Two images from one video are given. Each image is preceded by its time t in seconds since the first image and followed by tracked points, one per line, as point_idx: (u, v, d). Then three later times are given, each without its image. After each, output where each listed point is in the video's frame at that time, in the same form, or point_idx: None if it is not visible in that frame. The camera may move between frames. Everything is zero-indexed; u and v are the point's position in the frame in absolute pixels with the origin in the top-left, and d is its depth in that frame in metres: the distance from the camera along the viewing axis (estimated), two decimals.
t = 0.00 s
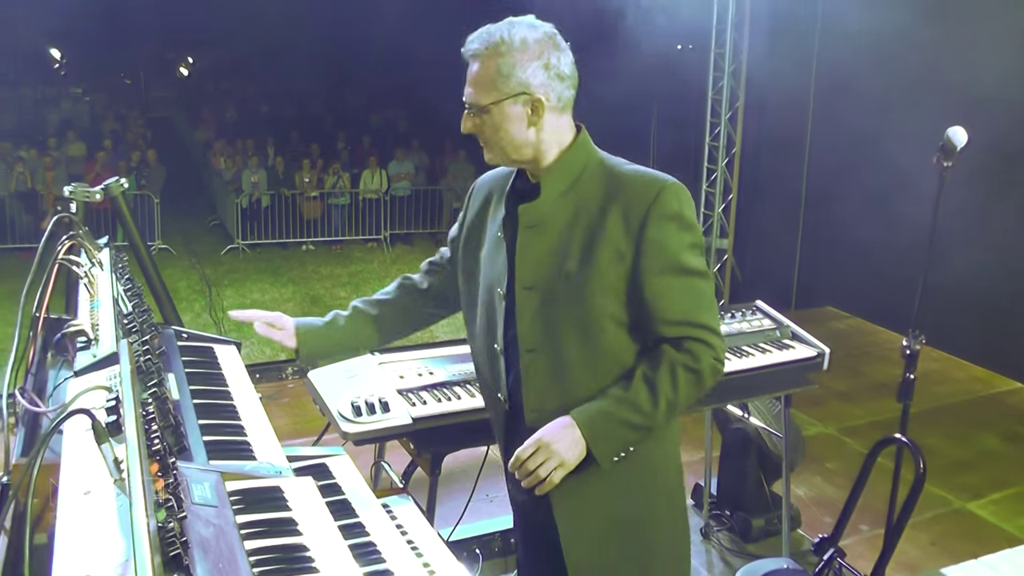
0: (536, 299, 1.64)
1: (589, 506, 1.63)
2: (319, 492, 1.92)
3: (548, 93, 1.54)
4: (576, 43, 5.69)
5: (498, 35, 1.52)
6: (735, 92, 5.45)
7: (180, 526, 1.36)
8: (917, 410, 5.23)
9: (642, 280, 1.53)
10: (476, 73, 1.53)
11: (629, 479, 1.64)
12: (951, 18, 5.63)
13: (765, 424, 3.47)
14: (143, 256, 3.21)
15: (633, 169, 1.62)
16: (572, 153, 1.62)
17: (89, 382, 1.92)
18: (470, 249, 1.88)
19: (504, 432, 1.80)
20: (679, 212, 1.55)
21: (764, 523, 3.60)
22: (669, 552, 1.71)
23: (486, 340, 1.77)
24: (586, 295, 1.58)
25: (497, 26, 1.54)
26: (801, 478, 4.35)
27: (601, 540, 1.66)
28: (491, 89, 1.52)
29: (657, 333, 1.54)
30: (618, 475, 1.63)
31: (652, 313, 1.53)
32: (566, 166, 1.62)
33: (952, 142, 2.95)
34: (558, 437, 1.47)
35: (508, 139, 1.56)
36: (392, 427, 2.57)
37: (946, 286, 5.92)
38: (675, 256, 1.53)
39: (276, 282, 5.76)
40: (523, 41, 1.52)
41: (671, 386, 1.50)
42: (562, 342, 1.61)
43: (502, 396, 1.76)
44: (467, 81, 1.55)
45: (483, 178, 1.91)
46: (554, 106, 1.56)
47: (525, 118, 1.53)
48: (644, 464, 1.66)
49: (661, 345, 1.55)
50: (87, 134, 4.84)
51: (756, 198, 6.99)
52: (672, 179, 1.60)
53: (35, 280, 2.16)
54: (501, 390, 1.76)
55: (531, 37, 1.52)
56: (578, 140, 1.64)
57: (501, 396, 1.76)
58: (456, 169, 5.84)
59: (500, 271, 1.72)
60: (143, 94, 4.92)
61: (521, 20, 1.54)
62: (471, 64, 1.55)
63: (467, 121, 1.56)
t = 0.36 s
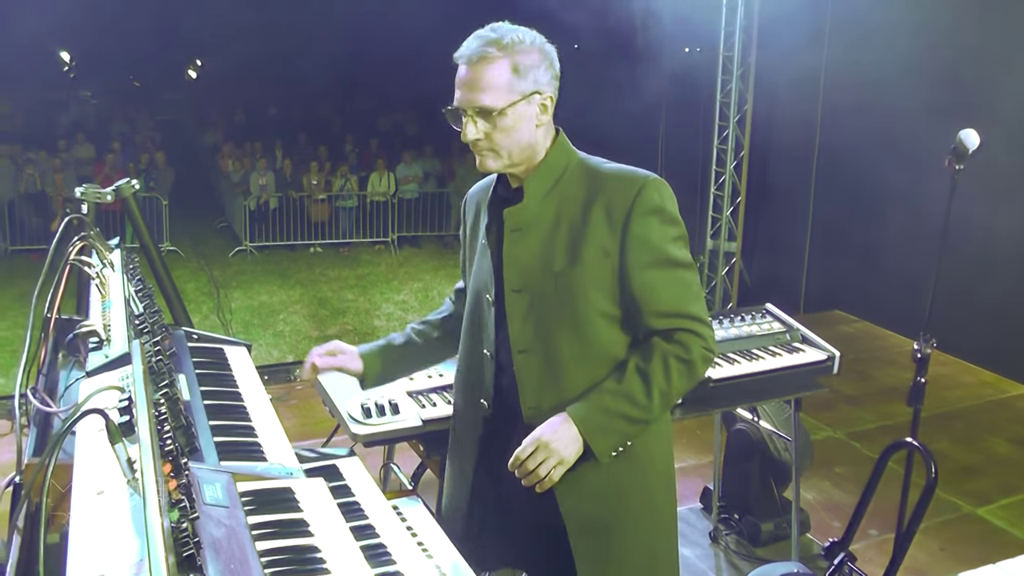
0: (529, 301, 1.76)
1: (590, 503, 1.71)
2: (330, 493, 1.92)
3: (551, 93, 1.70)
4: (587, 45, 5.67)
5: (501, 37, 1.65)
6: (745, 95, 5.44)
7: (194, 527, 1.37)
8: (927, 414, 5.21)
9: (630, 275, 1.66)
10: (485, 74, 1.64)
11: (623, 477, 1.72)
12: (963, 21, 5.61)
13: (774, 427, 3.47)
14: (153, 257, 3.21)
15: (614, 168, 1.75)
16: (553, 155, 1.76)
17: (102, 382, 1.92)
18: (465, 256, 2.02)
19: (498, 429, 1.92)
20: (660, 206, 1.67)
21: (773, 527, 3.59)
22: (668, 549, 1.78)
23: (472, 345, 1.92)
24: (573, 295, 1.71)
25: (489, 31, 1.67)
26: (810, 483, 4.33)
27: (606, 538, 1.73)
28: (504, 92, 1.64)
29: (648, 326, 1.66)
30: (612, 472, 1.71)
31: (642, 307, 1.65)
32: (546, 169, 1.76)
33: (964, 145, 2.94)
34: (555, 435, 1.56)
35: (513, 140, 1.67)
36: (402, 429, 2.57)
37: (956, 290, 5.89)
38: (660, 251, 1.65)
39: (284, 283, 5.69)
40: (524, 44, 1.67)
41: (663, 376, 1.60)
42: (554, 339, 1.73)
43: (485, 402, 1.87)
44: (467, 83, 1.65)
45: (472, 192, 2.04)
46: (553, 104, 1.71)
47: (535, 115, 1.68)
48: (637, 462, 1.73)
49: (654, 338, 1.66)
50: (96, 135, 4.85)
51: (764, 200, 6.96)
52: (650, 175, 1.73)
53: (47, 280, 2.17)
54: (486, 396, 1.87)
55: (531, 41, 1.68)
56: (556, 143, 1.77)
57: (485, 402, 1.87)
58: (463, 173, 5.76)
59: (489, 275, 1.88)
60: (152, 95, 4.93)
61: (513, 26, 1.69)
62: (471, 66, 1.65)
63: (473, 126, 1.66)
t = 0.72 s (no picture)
0: (538, 314, 1.47)
1: (603, 514, 1.47)
2: (337, 495, 1.92)
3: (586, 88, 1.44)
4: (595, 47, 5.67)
5: (546, 32, 1.37)
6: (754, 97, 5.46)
7: (201, 528, 1.37)
8: (937, 416, 5.20)
9: (641, 282, 1.36)
10: (530, 78, 1.36)
11: (635, 490, 1.47)
12: (971, 24, 5.61)
13: (781, 429, 3.47)
14: (163, 260, 3.23)
15: (632, 173, 1.44)
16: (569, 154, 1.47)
17: (110, 383, 1.92)
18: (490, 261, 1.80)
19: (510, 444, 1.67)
20: (679, 214, 1.37)
21: (783, 529, 3.59)
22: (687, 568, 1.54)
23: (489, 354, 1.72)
24: (580, 304, 1.41)
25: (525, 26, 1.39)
26: (819, 485, 4.34)
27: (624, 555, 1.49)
28: (554, 88, 1.37)
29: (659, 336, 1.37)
30: (623, 484, 1.46)
31: (652, 316, 1.36)
32: (560, 170, 1.47)
33: (973, 146, 2.93)
34: (560, 440, 1.32)
35: (551, 140, 1.41)
36: (409, 431, 2.57)
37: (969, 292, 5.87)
38: (676, 259, 1.35)
39: (293, 285, 5.66)
40: (565, 37, 1.40)
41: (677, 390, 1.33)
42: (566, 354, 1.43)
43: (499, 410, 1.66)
44: (505, 86, 1.36)
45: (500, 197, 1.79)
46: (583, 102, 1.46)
47: (577, 114, 1.42)
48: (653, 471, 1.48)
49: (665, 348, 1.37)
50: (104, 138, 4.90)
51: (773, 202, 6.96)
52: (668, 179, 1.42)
53: (56, 282, 2.17)
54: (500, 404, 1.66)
55: (569, 32, 1.42)
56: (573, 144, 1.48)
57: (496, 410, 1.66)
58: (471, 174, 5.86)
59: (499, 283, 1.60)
60: (162, 97, 4.93)
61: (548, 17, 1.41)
62: (510, 67, 1.36)
63: (516, 134, 1.38)
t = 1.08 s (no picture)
0: (585, 337, 1.36)
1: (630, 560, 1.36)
2: (344, 495, 1.93)
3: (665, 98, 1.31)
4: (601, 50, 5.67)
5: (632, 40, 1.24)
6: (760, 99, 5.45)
7: (208, 527, 1.39)
8: (943, 419, 5.20)
9: (698, 326, 1.24)
10: (612, 90, 1.23)
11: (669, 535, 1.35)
12: (978, 26, 5.59)
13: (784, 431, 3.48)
14: (169, 261, 3.24)
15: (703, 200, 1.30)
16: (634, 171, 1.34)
17: (118, 383, 1.94)
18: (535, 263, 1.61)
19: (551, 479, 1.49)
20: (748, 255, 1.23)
21: (788, 531, 3.59)
22: None
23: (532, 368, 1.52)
24: (632, 334, 1.30)
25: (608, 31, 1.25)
26: (825, 487, 4.33)
27: None
28: (639, 101, 1.24)
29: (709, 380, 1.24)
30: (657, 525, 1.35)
31: (704, 360, 1.24)
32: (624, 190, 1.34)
33: (977, 148, 2.93)
34: (588, 479, 1.23)
35: (628, 158, 1.28)
36: (415, 432, 2.58)
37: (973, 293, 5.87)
38: (738, 306, 1.22)
39: (299, 287, 5.56)
40: (648, 44, 1.26)
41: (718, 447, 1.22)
42: (613, 385, 1.33)
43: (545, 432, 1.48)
44: (583, 96, 1.23)
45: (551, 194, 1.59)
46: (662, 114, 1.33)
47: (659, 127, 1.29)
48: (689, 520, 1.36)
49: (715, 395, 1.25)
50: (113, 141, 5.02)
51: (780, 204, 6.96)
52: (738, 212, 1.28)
53: (64, 283, 2.19)
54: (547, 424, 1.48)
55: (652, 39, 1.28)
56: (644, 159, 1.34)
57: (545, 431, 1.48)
58: (478, 177, 5.99)
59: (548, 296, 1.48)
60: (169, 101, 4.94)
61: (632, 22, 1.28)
62: (590, 76, 1.23)
63: (594, 150, 1.26)
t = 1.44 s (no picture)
0: (650, 382, 1.19)
1: None
2: (347, 494, 1.94)
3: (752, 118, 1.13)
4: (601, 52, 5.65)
5: (721, 52, 1.06)
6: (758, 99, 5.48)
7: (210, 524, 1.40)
8: (946, 418, 5.20)
9: (779, 374, 1.02)
10: (693, 109, 1.06)
11: None
12: (976, 26, 5.57)
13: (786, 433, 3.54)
14: (172, 264, 3.25)
15: (792, 232, 1.08)
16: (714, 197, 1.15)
17: (120, 382, 1.94)
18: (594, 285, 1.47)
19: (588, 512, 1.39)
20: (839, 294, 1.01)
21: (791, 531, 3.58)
22: None
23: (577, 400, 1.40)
24: (706, 380, 1.12)
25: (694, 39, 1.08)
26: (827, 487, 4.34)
27: None
28: (722, 124, 1.07)
29: (790, 437, 1.02)
30: None
31: (785, 416, 1.02)
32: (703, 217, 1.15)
33: (978, 147, 2.93)
34: (655, 542, 1.02)
35: (707, 186, 1.11)
36: (418, 432, 2.59)
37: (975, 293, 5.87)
38: (827, 353, 0.99)
39: (302, 289, 5.42)
40: (740, 56, 1.08)
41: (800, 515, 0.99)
42: (686, 437, 1.15)
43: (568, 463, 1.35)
44: (655, 114, 1.07)
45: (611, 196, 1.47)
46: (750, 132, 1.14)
47: (741, 153, 1.12)
48: None
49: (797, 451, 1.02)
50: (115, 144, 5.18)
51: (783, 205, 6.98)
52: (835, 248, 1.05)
53: (67, 284, 2.20)
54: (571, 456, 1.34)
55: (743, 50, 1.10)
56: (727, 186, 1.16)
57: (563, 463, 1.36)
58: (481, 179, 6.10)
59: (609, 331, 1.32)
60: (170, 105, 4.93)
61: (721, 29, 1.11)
62: (668, 92, 1.06)
63: (667, 175, 1.10)
